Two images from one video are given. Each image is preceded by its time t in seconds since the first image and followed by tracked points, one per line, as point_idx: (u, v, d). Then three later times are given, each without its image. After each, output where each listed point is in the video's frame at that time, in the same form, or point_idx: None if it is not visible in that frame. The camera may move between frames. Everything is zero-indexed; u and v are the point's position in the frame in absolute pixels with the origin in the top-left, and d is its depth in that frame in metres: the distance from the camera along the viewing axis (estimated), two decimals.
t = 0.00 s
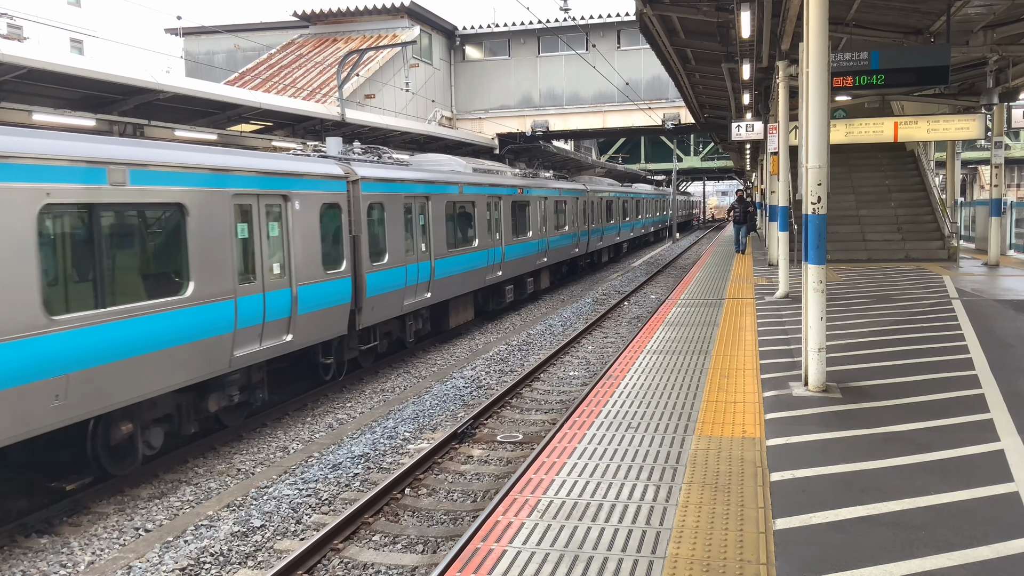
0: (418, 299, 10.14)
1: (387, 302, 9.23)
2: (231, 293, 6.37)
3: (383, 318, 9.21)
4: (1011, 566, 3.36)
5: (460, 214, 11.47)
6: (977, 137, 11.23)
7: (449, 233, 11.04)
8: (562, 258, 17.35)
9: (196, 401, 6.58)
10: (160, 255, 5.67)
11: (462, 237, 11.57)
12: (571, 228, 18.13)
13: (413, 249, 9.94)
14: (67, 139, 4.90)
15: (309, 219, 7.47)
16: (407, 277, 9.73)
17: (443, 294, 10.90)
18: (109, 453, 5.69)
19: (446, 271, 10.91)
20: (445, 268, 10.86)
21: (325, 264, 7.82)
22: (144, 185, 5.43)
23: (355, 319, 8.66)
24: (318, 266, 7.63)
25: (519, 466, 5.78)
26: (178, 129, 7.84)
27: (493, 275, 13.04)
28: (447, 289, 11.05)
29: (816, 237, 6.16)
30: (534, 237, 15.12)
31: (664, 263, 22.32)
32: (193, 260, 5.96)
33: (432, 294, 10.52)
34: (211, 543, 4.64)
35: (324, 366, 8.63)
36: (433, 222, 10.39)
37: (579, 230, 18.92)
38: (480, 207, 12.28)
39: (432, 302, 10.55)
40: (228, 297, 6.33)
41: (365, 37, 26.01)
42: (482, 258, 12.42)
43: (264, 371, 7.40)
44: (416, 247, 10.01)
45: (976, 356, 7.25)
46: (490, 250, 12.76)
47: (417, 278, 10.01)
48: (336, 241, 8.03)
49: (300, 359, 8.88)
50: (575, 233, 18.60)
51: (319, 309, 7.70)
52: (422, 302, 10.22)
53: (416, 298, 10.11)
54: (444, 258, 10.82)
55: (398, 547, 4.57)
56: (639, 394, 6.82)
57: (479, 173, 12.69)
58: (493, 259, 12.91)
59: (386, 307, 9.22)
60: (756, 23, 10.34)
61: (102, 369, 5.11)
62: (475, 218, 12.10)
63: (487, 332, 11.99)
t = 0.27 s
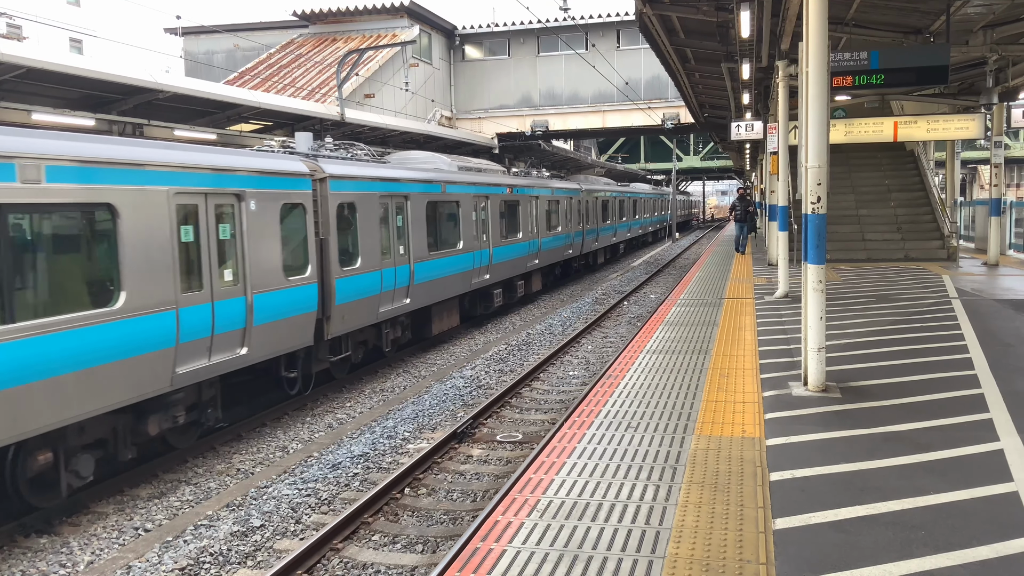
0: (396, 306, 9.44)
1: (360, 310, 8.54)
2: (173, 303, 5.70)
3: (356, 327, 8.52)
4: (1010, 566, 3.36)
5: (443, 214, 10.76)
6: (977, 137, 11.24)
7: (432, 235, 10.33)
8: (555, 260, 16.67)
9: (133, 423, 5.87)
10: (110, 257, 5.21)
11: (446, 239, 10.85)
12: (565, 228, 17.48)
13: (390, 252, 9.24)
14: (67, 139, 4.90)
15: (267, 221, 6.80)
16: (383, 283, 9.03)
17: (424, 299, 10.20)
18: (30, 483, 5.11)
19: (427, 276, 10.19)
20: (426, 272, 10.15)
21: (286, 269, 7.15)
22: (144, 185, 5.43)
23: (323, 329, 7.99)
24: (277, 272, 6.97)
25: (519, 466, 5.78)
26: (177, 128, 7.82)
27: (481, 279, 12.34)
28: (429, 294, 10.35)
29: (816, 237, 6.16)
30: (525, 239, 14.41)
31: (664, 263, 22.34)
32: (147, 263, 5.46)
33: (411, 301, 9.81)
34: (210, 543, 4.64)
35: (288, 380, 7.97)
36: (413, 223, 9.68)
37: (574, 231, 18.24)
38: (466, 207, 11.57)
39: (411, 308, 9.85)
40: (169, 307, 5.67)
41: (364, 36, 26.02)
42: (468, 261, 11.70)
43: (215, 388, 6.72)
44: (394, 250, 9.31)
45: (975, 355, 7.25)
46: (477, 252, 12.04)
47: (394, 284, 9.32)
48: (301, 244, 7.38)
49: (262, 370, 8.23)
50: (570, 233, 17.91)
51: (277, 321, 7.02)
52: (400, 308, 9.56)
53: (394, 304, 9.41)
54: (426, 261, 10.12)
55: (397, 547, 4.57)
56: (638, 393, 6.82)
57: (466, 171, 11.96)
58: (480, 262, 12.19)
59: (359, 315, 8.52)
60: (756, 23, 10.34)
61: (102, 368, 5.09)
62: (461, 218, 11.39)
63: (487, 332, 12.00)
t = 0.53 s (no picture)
0: (372, 313, 8.83)
1: (329, 319, 7.91)
2: (102, 315, 5.07)
3: (326, 336, 7.89)
4: (1010, 566, 3.36)
5: (424, 215, 10.12)
6: (977, 137, 11.25)
7: (411, 237, 9.71)
8: (546, 262, 16.06)
9: (59, 450, 5.22)
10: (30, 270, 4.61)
11: (427, 242, 10.22)
12: (558, 228, 16.92)
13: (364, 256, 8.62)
14: (69, 139, 4.90)
15: (217, 223, 6.19)
16: (356, 289, 8.41)
17: (402, 305, 9.58)
18: None
19: (405, 281, 9.56)
20: (404, 277, 9.52)
21: (241, 276, 6.53)
22: (145, 185, 5.44)
23: (286, 339, 7.33)
24: (229, 278, 6.34)
25: (519, 466, 5.78)
26: (176, 128, 7.82)
27: (466, 283, 11.74)
28: (409, 300, 9.73)
29: (815, 236, 6.17)
30: (514, 240, 13.84)
31: (664, 263, 22.34)
32: (75, 273, 4.86)
33: (388, 307, 9.19)
34: (210, 543, 4.64)
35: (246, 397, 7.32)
36: (389, 225, 9.06)
37: (566, 232, 17.64)
38: (449, 207, 10.94)
39: (388, 315, 9.23)
40: (98, 320, 5.03)
41: (364, 36, 26.02)
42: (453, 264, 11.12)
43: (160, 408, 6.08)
44: (368, 254, 8.69)
45: (974, 355, 7.25)
46: (461, 255, 11.41)
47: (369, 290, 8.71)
48: (259, 247, 6.77)
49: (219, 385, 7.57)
50: (562, 235, 17.30)
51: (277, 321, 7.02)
52: (377, 315, 8.97)
53: (369, 312, 8.79)
54: (404, 265, 9.49)
55: (396, 547, 4.57)
56: (638, 393, 6.82)
57: (448, 169, 11.31)
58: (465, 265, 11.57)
59: (328, 325, 7.89)
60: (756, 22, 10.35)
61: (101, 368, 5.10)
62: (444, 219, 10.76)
63: (487, 331, 12.00)
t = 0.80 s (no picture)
0: (345, 322, 8.24)
1: (296, 328, 7.31)
2: (20, 331, 4.50)
3: (291, 347, 7.30)
4: (1010, 566, 3.36)
5: (403, 216, 9.50)
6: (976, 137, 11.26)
7: (388, 239, 9.09)
8: (538, 264, 15.52)
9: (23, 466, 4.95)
10: None
11: (406, 244, 9.61)
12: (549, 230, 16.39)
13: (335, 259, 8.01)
14: (70, 139, 4.91)
15: (159, 224, 5.57)
16: (326, 296, 7.81)
17: (380, 313, 8.98)
18: None
19: (383, 286, 8.96)
20: (381, 283, 8.91)
21: (189, 283, 5.92)
22: (145, 185, 5.44)
23: (243, 353, 6.73)
24: (175, 286, 5.74)
25: (519, 466, 5.78)
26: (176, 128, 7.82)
27: (450, 287, 11.14)
28: (387, 307, 9.14)
29: (815, 236, 6.17)
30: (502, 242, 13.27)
31: (664, 263, 22.33)
32: None
33: (364, 315, 8.60)
34: (210, 542, 4.64)
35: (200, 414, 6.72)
36: (365, 226, 8.47)
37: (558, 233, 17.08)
38: (431, 207, 10.34)
39: (364, 323, 8.64)
40: (12, 336, 4.45)
41: (363, 36, 26.02)
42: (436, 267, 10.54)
43: (96, 431, 5.50)
44: (341, 258, 8.09)
45: (974, 355, 7.25)
46: (445, 257, 10.81)
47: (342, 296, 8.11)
48: (211, 252, 6.17)
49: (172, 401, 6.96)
50: (553, 236, 16.73)
51: (277, 320, 7.01)
52: (352, 323, 8.38)
53: (341, 320, 8.19)
54: (381, 270, 8.89)
55: (397, 547, 4.57)
56: (639, 393, 6.82)
57: (431, 167, 10.70)
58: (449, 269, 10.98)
59: (294, 334, 7.30)
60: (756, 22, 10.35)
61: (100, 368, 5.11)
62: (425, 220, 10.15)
63: (487, 331, 12.00)
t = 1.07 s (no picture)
0: (314, 331, 7.62)
1: (255, 339, 6.71)
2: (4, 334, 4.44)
3: (251, 360, 6.71)
4: (1009, 566, 3.36)
5: (380, 217, 8.87)
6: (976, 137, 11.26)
7: (364, 242, 8.48)
8: (529, 267, 14.90)
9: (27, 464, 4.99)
10: None
11: (384, 247, 8.99)
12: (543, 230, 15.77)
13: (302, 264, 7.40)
14: (72, 139, 4.92)
15: (90, 228, 4.99)
16: (292, 304, 7.20)
17: (354, 320, 8.37)
18: None
19: (357, 293, 8.34)
20: (355, 288, 8.28)
21: (126, 293, 5.33)
22: (145, 185, 5.44)
23: (193, 368, 6.10)
24: (108, 297, 5.14)
25: (519, 466, 5.78)
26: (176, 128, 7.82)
27: (435, 291, 10.52)
28: (362, 314, 8.51)
29: (815, 236, 6.17)
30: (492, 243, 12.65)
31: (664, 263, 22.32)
32: None
33: (336, 323, 7.98)
34: (210, 542, 4.64)
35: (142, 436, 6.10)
36: (335, 229, 7.87)
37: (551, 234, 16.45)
38: (413, 207, 9.71)
39: (336, 332, 8.02)
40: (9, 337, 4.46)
41: (363, 36, 26.02)
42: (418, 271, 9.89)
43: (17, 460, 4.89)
44: (309, 262, 7.47)
45: (974, 355, 7.25)
46: (429, 260, 10.18)
47: (309, 304, 7.50)
48: (156, 258, 5.59)
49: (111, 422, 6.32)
50: (547, 237, 16.10)
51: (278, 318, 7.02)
52: (321, 333, 7.75)
53: (309, 330, 7.57)
54: (355, 275, 8.26)
55: (396, 547, 4.57)
56: (639, 393, 6.81)
57: (414, 164, 10.08)
58: (433, 273, 10.35)
59: (254, 345, 6.69)
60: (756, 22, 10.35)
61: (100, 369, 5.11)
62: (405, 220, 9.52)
63: (487, 331, 12.00)
